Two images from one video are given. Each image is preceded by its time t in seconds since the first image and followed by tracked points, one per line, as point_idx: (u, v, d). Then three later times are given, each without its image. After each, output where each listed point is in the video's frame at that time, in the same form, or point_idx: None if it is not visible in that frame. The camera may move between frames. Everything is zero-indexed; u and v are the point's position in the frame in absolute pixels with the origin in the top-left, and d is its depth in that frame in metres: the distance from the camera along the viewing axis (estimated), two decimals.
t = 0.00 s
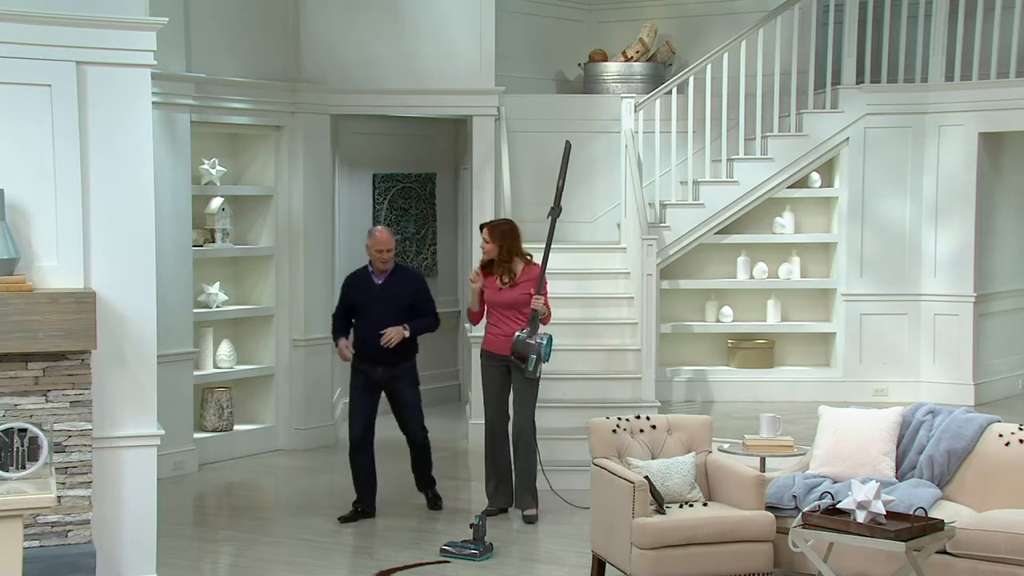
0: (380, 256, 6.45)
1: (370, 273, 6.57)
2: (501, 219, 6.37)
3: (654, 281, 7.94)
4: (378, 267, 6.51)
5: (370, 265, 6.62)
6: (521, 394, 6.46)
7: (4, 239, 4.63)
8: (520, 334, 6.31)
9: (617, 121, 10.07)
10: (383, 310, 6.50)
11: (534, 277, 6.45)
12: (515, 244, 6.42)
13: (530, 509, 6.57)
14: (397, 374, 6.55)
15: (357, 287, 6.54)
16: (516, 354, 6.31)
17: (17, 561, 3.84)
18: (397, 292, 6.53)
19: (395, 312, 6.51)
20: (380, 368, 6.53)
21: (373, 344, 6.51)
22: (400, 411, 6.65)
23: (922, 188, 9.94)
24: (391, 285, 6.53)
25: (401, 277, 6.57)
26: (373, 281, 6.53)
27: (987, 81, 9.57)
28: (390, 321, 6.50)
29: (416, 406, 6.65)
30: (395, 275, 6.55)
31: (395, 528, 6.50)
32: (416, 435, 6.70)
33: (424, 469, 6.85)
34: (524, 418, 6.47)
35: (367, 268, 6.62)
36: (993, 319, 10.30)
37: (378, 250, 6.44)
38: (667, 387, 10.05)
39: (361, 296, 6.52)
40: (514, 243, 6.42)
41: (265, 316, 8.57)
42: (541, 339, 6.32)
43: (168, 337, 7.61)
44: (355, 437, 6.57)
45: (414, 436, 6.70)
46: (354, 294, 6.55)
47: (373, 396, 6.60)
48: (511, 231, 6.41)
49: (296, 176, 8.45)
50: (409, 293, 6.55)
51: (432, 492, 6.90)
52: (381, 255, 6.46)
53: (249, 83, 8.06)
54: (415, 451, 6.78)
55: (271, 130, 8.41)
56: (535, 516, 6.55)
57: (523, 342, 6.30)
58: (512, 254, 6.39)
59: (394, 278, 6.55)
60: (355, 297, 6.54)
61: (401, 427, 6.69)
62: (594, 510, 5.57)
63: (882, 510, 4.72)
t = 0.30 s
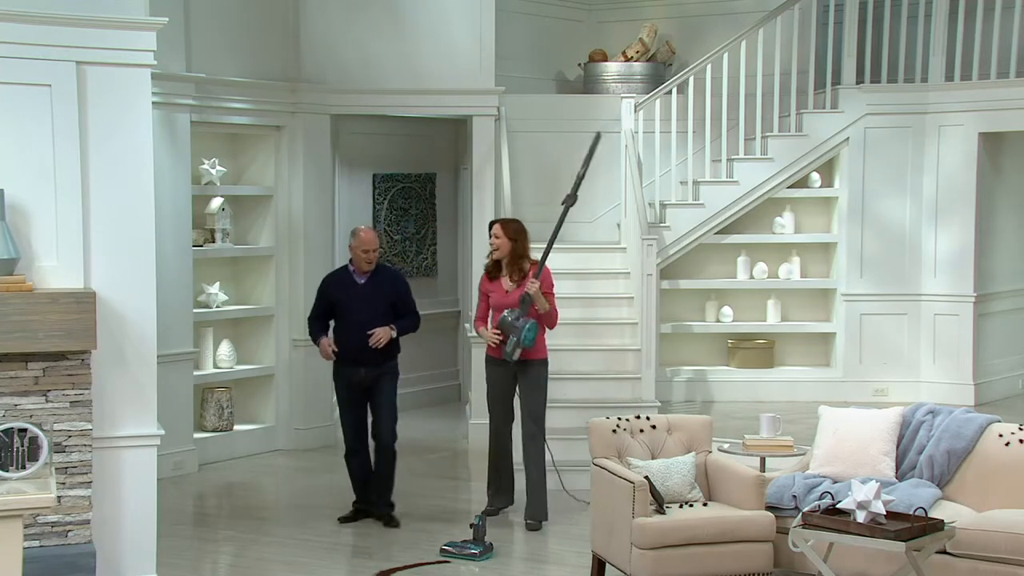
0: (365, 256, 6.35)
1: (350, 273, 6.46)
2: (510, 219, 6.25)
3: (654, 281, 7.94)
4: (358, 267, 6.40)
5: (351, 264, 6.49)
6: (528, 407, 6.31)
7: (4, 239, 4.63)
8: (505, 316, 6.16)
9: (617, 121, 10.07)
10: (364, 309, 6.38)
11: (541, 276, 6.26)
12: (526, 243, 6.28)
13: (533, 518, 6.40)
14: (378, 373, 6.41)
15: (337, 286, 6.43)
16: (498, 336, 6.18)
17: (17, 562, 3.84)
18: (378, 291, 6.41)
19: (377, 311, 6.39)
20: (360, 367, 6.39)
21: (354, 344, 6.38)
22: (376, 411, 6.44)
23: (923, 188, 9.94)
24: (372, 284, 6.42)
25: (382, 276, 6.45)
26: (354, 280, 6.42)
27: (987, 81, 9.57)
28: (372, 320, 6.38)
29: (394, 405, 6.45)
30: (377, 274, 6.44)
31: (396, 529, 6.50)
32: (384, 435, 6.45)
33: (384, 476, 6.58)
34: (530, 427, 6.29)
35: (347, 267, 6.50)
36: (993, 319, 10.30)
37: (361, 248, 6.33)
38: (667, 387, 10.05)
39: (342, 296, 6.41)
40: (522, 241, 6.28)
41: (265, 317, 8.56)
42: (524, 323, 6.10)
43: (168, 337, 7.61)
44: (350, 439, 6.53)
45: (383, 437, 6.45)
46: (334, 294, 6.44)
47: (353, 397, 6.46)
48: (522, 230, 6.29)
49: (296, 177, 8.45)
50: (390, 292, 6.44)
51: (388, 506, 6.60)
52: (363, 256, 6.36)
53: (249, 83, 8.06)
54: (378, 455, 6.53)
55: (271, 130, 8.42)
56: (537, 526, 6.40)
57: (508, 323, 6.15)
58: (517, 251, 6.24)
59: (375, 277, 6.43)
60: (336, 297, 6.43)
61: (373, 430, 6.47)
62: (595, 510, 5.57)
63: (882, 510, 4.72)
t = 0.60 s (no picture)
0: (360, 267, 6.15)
1: (344, 279, 6.27)
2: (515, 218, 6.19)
3: (654, 281, 7.94)
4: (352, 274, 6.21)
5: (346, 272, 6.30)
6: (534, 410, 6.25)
7: (4, 239, 4.63)
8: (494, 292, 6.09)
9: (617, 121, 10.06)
10: (355, 319, 6.20)
11: (543, 273, 6.15)
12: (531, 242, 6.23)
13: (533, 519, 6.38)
14: (362, 383, 6.20)
15: (328, 292, 6.25)
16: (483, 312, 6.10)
17: (17, 562, 3.83)
18: (369, 301, 6.23)
19: (368, 320, 6.21)
20: (347, 377, 6.20)
21: (342, 354, 6.20)
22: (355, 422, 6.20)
23: (923, 188, 9.94)
24: (364, 293, 6.24)
25: (375, 286, 6.27)
26: (346, 289, 6.24)
27: (987, 81, 9.57)
28: (362, 330, 6.20)
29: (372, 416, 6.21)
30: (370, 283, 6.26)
31: (396, 529, 6.50)
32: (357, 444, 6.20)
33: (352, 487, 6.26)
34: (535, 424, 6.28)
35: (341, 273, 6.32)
36: (993, 319, 10.30)
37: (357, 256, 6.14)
38: (667, 387, 10.05)
39: (334, 304, 6.23)
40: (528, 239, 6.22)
41: (264, 317, 8.56)
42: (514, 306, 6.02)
43: (168, 337, 7.61)
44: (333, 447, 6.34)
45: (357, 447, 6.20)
46: (326, 300, 6.26)
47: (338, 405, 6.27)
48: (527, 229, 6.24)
49: (297, 177, 8.46)
50: (382, 302, 6.26)
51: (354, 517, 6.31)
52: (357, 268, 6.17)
53: (249, 83, 8.06)
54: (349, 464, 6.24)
55: (272, 130, 8.42)
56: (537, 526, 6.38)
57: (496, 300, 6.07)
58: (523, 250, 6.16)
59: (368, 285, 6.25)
60: (327, 304, 6.25)
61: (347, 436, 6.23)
62: (595, 510, 5.58)
63: (882, 510, 4.72)
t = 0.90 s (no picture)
0: (362, 268, 6.08)
1: (342, 277, 6.24)
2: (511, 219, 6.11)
3: (654, 281, 7.94)
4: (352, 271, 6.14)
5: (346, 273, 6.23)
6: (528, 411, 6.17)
7: (4, 239, 4.63)
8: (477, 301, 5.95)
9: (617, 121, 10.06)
10: (349, 319, 6.17)
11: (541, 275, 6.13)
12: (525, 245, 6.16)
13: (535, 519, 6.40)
14: (358, 384, 6.20)
15: (325, 290, 6.23)
16: (464, 318, 5.93)
17: (16, 563, 3.82)
18: (367, 301, 6.19)
19: (362, 321, 6.17)
20: (340, 377, 6.18)
21: (336, 354, 6.18)
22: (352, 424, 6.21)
23: (923, 188, 9.93)
24: (360, 293, 6.20)
25: (372, 287, 6.23)
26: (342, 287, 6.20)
27: (987, 81, 9.57)
28: (355, 330, 6.16)
29: (371, 421, 6.21)
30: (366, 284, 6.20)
31: (395, 529, 6.50)
32: (357, 448, 6.20)
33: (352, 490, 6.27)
34: (529, 425, 6.20)
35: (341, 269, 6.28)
36: (993, 319, 10.29)
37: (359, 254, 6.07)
38: (667, 387, 10.05)
39: (329, 303, 6.21)
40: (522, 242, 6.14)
41: (264, 317, 8.55)
42: (496, 322, 5.92)
43: (168, 337, 7.60)
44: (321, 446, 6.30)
45: (356, 452, 6.21)
46: (323, 299, 6.24)
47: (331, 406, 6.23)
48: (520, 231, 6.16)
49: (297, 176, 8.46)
50: (377, 304, 6.21)
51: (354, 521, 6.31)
52: (357, 268, 6.10)
53: (249, 83, 8.06)
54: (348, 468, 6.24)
55: (271, 130, 8.42)
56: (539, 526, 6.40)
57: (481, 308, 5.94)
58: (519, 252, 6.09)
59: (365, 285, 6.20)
60: (323, 302, 6.23)
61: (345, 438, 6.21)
62: (595, 510, 5.58)
63: (882, 509, 4.72)
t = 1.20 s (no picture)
0: (364, 264, 6.02)
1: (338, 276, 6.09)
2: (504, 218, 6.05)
3: (654, 281, 7.94)
4: (348, 266, 6.03)
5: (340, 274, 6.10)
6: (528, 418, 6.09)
7: (4, 239, 4.63)
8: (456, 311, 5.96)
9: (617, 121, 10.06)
10: (353, 318, 6.05)
11: (536, 275, 6.07)
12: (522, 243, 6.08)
13: (543, 526, 6.22)
14: (362, 384, 6.15)
15: (322, 292, 6.04)
16: (441, 321, 5.97)
17: (16, 563, 3.82)
18: (368, 299, 6.10)
19: (365, 319, 6.09)
20: (346, 378, 6.08)
21: (341, 355, 6.05)
22: (352, 422, 6.21)
23: (923, 188, 9.93)
24: (360, 292, 6.09)
25: (370, 284, 6.15)
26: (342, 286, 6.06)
27: (987, 81, 9.57)
28: (360, 329, 6.07)
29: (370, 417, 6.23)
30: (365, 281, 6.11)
31: (395, 529, 6.51)
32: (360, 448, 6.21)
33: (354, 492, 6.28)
34: (529, 432, 6.10)
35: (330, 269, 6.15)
36: (993, 319, 10.29)
37: (359, 247, 5.99)
38: (667, 386, 10.05)
39: (331, 305, 6.03)
40: (517, 240, 6.08)
41: (264, 317, 8.55)
42: (471, 335, 5.93)
43: (168, 337, 7.60)
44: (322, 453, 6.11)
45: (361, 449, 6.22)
46: (321, 302, 6.04)
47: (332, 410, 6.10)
48: (517, 229, 6.08)
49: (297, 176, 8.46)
50: (377, 302, 6.14)
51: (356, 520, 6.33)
52: (358, 264, 6.01)
53: (249, 83, 8.06)
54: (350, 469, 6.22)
55: (271, 130, 8.42)
56: (549, 534, 6.22)
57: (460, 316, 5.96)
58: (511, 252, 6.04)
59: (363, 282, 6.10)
60: (322, 305, 6.04)
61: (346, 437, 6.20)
62: (595, 510, 5.58)
63: (882, 509, 4.72)
